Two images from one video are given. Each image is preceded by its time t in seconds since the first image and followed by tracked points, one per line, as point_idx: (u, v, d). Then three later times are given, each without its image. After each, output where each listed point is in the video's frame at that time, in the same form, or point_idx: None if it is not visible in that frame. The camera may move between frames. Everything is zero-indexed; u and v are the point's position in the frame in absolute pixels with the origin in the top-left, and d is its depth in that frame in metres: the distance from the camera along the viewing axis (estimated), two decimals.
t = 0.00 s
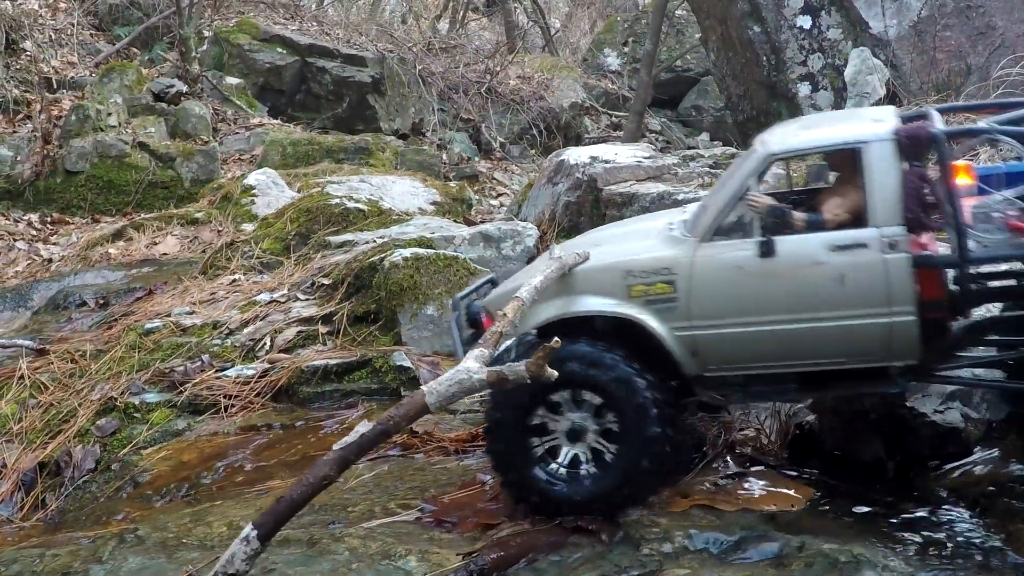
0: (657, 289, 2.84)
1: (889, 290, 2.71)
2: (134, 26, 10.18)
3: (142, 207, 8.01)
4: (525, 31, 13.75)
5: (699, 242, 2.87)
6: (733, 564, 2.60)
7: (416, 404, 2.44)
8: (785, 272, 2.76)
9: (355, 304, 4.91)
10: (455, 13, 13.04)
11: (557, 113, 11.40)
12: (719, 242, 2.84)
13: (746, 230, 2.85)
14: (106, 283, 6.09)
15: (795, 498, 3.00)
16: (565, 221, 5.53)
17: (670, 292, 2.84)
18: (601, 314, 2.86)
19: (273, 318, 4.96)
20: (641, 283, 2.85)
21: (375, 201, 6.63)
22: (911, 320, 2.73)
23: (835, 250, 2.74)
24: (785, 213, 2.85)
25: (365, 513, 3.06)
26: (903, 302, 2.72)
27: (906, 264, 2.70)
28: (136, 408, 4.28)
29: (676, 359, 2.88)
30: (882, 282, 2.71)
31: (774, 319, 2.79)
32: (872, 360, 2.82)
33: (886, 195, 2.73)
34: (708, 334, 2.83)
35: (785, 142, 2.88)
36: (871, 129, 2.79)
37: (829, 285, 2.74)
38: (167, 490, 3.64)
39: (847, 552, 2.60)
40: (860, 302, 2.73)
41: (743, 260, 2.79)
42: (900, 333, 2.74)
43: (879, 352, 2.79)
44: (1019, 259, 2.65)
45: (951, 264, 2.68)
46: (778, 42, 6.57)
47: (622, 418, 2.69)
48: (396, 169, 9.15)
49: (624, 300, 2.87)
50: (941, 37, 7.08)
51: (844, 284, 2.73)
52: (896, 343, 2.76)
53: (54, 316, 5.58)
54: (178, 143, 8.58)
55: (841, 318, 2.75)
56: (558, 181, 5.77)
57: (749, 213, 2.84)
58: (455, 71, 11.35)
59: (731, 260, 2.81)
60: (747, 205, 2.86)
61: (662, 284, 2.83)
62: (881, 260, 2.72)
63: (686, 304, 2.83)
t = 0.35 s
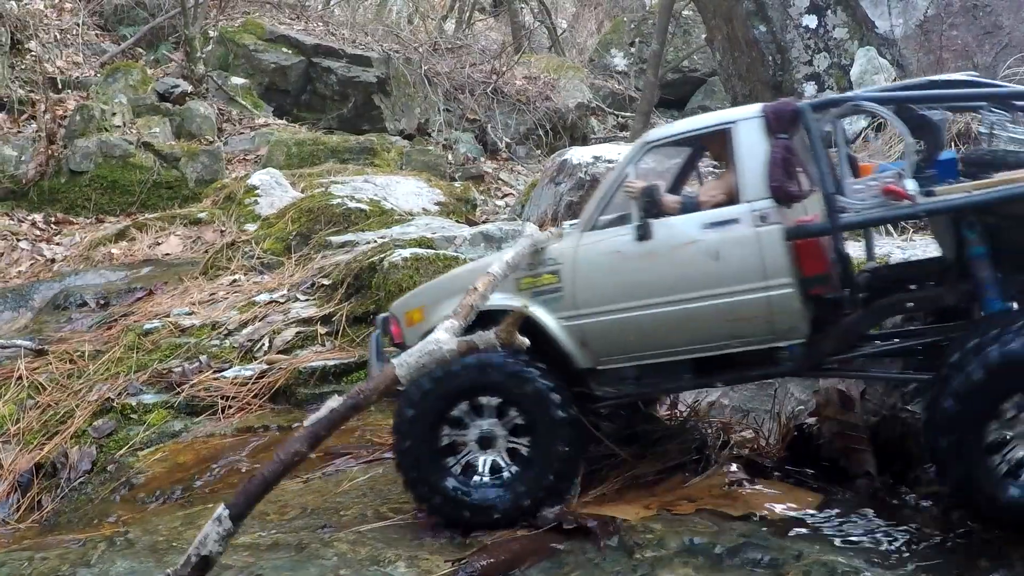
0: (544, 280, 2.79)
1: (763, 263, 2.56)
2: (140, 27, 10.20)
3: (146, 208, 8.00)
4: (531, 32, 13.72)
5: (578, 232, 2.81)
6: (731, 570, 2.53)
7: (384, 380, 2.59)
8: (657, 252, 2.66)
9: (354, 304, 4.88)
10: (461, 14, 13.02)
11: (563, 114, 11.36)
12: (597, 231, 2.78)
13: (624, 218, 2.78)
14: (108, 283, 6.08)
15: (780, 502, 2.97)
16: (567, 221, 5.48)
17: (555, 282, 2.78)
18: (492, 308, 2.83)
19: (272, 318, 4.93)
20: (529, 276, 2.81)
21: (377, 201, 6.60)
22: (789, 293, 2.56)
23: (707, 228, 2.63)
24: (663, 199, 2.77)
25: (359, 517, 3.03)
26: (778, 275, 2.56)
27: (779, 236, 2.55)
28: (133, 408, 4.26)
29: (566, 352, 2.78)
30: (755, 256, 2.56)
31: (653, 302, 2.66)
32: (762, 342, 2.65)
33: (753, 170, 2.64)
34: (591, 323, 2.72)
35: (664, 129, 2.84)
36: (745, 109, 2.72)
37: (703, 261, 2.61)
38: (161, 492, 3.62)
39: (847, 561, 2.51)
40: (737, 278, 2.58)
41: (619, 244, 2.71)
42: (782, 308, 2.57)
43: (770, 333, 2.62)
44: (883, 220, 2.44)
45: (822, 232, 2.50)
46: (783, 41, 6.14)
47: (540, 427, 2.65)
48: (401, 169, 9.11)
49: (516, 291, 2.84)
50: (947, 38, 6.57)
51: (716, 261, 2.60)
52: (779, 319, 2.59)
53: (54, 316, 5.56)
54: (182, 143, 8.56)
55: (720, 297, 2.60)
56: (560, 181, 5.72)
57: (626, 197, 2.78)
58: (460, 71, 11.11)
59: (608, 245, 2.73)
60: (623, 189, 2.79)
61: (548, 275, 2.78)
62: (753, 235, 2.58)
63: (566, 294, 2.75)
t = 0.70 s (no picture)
0: (435, 328, 2.97)
1: (652, 337, 2.74)
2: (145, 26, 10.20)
3: (152, 206, 7.98)
4: (537, 32, 13.70)
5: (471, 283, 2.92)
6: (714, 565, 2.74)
7: (359, 317, 2.67)
8: (548, 314, 2.84)
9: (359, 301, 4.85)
10: (467, 14, 13.00)
11: (569, 113, 11.35)
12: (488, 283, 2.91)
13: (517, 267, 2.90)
14: (112, 282, 6.05)
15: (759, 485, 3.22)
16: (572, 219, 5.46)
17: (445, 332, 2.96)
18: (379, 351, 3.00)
19: (276, 316, 4.91)
20: (420, 323, 2.98)
21: (382, 200, 6.57)
22: (677, 367, 2.76)
23: (597, 295, 2.77)
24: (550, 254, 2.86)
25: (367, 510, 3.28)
26: (666, 350, 2.74)
27: (668, 311, 2.69)
28: (136, 406, 4.23)
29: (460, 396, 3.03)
30: (643, 333, 2.74)
31: (549, 360, 2.90)
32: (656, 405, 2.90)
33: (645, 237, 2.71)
34: (483, 374, 2.98)
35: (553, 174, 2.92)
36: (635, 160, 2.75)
37: (592, 328, 2.80)
38: (163, 490, 3.59)
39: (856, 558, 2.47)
40: (625, 347, 2.79)
41: (511, 300, 2.88)
42: (671, 381, 2.78)
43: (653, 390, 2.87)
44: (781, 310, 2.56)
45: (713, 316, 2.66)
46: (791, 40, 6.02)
47: (448, 463, 2.94)
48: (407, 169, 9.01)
49: (407, 337, 3.00)
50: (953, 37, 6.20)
51: (604, 329, 2.79)
52: (669, 390, 2.81)
53: (57, 313, 5.54)
54: (188, 142, 8.54)
55: (610, 363, 2.83)
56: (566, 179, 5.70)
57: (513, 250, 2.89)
58: (466, 71, 11.04)
59: (500, 299, 2.90)
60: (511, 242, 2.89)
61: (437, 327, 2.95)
62: (641, 306, 2.72)
63: (459, 346, 2.96)
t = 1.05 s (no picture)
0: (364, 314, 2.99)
1: (591, 306, 2.81)
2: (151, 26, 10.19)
3: (157, 206, 7.93)
4: (542, 33, 13.69)
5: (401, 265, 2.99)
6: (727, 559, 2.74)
7: (323, 281, 2.85)
8: (483, 294, 2.89)
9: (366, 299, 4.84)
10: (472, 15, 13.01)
11: (575, 113, 11.37)
12: (419, 264, 2.97)
13: (444, 249, 2.96)
14: (118, 280, 6.02)
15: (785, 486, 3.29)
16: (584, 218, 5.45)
17: (376, 318, 2.98)
18: (310, 343, 3.00)
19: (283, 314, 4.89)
20: (349, 311, 2.99)
21: (389, 198, 6.53)
22: (618, 336, 2.82)
23: (531, 269, 2.85)
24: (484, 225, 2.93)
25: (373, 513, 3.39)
26: (606, 321, 2.81)
27: (606, 277, 2.78)
28: (144, 404, 4.20)
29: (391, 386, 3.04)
30: (581, 302, 2.81)
31: (486, 340, 2.92)
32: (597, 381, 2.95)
33: (576, 203, 2.84)
34: (417, 361, 2.98)
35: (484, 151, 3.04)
36: (565, 133, 2.91)
37: (527, 303, 2.85)
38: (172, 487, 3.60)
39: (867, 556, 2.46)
40: (563, 322, 2.84)
41: (443, 281, 2.93)
42: (610, 353, 2.85)
43: (599, 371, 2.90)
44: (720, 263, 2.58)
45: (649, 279, 2.73)
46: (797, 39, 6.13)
47: (390, 455, 3.01)
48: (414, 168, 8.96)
49: (334, 328, 3.02)
50: (961, 35, 6.48)
51: (539, 302, 2.84)
52: (609, 363, 2.87)
53: (63, 312, 5.52)
54: (193, 142, 8.50)
55: (550, 338, 2.87)
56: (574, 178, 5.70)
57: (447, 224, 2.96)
58: (472, 70, 11.19)
59: (432, 281, 2.94)
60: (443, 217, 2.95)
61: (368, 311, 2.97)
62: (578, 275, 2.80)
63: (392, 330, 2.98)
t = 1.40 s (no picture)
0: (310, 298, 3.10)
1: (537, 297, 2.96)
2: (156, 27, 10.17)
3: (163, 207, 7.91)
4: (548, 33, 13.67)
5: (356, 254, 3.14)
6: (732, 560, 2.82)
7: (285, 276, 3.01)
8: (430, 283, 3.03)
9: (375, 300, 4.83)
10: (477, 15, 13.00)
11: (580, 114, 11.38)
12: (373, 254, 3.12)
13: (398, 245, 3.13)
14: (124, 281, 6.01)
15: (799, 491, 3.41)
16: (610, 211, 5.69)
17: (321, 301, 3.09)
18: (261, 322, 3.08)
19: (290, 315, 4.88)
20: (296, 294, 3.10)
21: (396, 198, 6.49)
22: (559, 329, 2.96)
23: (481, 262, 3.01)
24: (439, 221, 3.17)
25: (397, 514, 3.59)
26: (550, 313, 2.96)
27: (555, 271, 2.96)
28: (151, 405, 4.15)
29: (327, 374, 3.10)
30: (527, 293, 2.96)
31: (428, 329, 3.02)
32: (530, 379, 3.08)
33: (527, 201, 3.08)
34: (359, 347, 3.07)
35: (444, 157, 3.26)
36: (525, 145, 3.19)
37: (473, 294, 2.99)
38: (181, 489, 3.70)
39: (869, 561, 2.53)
40: (506, 313, 2.98)
41: (394, 270, 3.07)
42: (549, 346, 2.98)
43: (535, 368, 3.04)
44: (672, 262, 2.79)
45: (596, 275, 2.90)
46: (804, 39, 6.71)
47: (310, 463, 3.05)
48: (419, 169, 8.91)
49: (280, 309, 3.11)
50: (968, 35, 6.43)
51: (487, 292, 2.98)
52: (545, 360, 3.01)
53: (69, 313, 5.51)
54: (199, 142, 8.48)
55: (491, 330, 2.99)
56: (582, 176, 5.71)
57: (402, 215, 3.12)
58: (477, 71, 11.24)
59: (382, 269, 3.08)
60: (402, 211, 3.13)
61: (315, 294, 3.09)
62: (529, 268, 2.98)
63: (336, 314, 3.08)
